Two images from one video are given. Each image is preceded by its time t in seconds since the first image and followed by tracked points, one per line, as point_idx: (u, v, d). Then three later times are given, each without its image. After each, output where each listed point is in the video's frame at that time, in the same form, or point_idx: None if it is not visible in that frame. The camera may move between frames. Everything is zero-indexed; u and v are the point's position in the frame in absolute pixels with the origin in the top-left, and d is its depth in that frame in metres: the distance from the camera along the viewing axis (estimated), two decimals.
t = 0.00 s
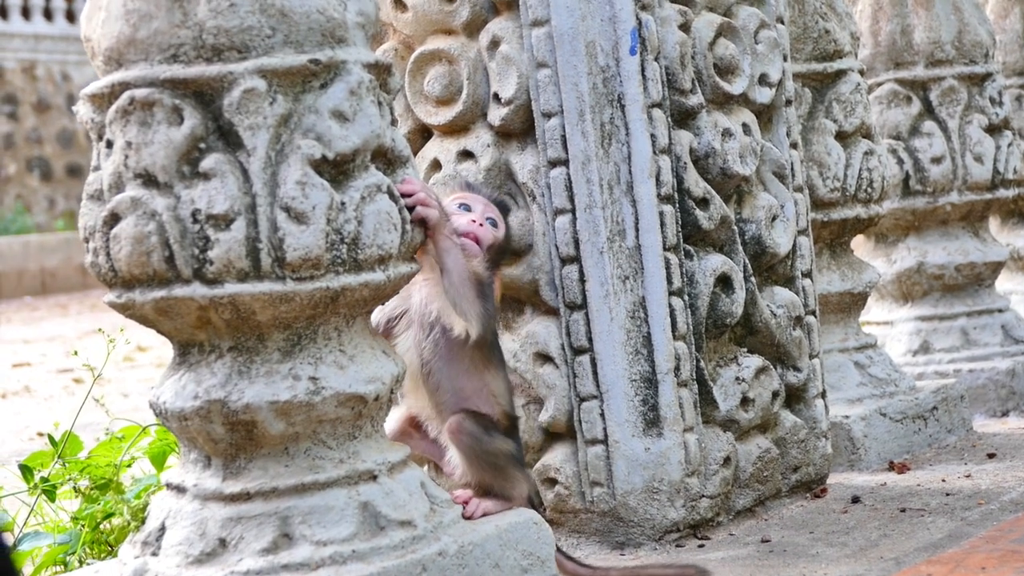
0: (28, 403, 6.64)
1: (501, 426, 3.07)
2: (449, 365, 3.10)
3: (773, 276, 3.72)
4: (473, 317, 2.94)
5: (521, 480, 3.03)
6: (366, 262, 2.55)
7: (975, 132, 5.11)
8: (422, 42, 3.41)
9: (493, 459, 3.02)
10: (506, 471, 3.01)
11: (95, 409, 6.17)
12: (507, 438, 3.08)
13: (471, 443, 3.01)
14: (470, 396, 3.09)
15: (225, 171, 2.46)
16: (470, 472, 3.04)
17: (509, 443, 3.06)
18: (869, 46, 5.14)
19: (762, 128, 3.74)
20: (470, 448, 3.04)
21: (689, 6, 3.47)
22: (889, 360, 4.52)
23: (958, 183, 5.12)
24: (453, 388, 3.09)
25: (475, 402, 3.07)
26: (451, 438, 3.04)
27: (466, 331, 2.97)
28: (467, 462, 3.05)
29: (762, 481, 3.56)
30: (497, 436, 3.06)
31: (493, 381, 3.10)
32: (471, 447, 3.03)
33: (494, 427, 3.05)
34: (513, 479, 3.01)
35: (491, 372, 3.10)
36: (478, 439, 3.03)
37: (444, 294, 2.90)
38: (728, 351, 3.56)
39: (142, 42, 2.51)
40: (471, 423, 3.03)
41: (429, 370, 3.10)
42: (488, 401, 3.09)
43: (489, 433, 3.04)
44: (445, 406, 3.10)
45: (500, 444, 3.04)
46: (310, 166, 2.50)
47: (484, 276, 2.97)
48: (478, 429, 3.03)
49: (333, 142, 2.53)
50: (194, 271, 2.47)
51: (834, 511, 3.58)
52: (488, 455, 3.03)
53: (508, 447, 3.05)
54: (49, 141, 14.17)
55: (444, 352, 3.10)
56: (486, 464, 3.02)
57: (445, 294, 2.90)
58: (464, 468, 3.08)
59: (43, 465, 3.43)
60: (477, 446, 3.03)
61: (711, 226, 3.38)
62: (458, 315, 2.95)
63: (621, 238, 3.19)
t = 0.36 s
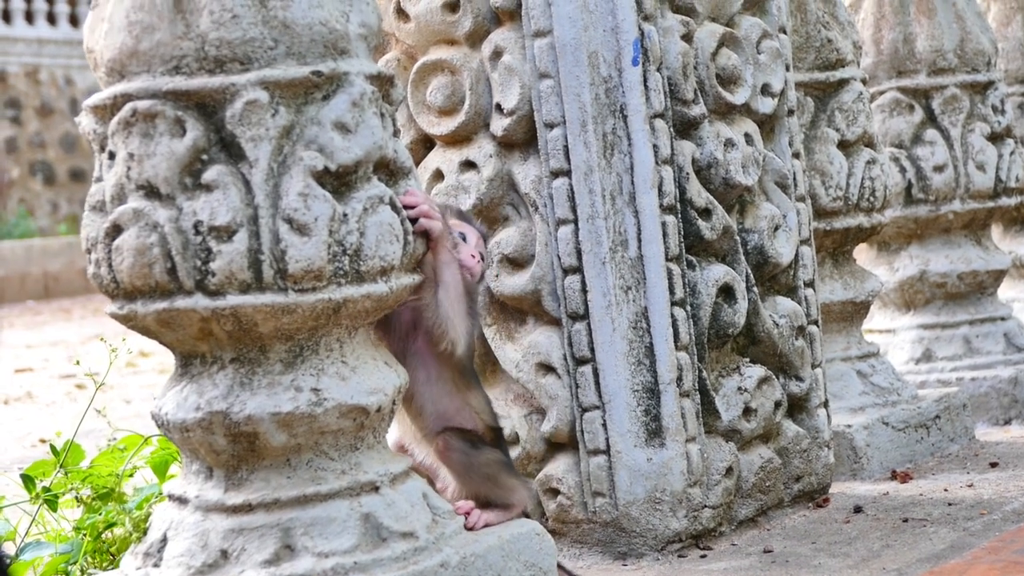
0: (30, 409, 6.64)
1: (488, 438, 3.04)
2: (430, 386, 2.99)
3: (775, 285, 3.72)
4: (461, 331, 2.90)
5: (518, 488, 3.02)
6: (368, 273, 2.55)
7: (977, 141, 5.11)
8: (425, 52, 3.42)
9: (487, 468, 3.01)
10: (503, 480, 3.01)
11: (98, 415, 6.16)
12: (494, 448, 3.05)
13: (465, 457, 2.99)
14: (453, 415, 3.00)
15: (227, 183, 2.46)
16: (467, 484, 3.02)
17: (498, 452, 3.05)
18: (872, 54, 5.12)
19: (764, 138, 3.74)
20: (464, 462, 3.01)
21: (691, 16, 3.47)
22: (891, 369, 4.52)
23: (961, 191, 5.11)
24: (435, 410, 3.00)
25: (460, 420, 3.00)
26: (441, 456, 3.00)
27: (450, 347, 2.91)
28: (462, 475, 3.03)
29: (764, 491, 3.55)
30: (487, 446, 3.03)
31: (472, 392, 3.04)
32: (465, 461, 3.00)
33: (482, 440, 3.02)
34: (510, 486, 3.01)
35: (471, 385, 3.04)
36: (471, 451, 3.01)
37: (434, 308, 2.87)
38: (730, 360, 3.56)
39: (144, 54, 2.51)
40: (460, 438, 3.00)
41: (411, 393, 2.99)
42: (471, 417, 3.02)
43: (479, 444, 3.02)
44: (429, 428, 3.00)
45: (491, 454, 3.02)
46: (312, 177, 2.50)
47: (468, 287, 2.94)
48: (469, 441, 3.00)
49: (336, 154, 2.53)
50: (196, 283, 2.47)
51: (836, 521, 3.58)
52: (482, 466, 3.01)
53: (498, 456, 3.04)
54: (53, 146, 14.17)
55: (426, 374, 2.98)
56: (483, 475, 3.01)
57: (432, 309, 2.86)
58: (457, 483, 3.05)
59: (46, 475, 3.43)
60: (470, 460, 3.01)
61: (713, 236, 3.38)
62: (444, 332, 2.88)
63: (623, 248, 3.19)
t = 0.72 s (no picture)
0: (32, 411, 6.64)
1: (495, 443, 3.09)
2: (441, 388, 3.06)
3: (777, 292, 3.72)
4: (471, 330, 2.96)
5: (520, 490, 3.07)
6: (371, 278, 2.55)
7: (980, 148, 5.11)
8: (428, 57, 3.43)
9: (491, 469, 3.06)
10: (505, 482, 3.06)
11: (99, 418, 6.15)
12: (498, 452, 3.11)
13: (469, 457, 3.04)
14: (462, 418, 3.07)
15: (231, 187, 2.46)
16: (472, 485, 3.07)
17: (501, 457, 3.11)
18: (875, 61, 5.14)
19: (767, 144, 3.74)
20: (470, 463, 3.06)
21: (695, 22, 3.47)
22: (893, 376, 4.52)
23: (963, 198, 5.12)
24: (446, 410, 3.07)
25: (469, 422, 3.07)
26: (447, 457, 3.05)
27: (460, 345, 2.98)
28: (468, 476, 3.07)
29: (766, 497, 3.55)
30: (492, 450, 3.10)
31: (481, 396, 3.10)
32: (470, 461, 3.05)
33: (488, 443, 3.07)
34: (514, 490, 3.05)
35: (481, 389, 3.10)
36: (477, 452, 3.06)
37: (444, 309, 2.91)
38: (732, 367, 3.57)
39: (149, 58, 2.52)
40: (466, 437, 3.06)
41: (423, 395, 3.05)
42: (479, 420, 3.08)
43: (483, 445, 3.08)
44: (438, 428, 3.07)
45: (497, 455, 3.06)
46: (316, 181, 2.50)
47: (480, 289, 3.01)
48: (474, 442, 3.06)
49: (339, 159, 2.53)
50: (199, 286, 2.47)
51: (838, 527, 3.58)
52: (485, 467, 3.06)
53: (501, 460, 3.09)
54: (55, 148, 14.19)
55: (436, 376, 3.05)
56: (486, 475, 3.06)
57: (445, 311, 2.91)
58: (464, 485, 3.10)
59: (47, 478, 3.46)
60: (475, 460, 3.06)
61: (716, 242, 3.38)
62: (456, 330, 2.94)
63: (626, 254, 3.20)
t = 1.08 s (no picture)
0: (35, 413, 6.65)
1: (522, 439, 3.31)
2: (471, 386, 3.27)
3: (783, 295, 3.72)
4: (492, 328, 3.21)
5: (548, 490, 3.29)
6: (377, 280, 2.55)
7: (986, 152, 5.11)
8: (434, 60, 3.43)
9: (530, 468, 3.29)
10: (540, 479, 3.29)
11: (103, 420, 6.16)
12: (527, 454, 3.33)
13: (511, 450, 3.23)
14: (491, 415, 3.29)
15: (237, 190, 2.46)
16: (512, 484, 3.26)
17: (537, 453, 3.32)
18: (881, 65, 5.14)
19: (773, 148, 3.74)
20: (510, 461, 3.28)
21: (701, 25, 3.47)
22: (898, 380, 4.52)
23: (968, 202, 5.11)
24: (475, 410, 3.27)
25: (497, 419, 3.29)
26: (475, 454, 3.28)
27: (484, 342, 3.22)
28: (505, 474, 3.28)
29: (771, 501, 3.55)
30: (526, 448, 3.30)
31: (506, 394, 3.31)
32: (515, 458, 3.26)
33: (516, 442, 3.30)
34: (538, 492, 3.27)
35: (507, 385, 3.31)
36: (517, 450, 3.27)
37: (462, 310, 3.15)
38: (737, 370, 3.56)
39: (155, 60, 2.52)
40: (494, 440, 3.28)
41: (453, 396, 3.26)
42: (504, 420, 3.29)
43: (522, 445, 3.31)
44: (476, 427, 3.27)
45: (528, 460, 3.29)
46: (322, 184, 2.50)
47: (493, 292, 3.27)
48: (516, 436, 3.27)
49: (346, 161, 2.53)
50: (205, 289, 2.47)
51: (843, 531, 3.57)
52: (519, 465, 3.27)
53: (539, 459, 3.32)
54: (59, 151, 14.22)
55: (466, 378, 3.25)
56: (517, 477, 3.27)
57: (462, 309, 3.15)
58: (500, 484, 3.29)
59: (53, 479, 3.46)
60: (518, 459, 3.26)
61: (722, 245, 3.38)
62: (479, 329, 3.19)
63: (631, 257, 3.20)
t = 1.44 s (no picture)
0: (40, 415, 6.65)
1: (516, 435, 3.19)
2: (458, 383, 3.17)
3: (787, 298, 3.72)
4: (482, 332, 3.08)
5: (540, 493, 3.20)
6: (381, 283, 2.55)
7: (990, 154, 5.10)
8: (438, 63, 3.43)
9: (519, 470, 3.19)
10: (530, 483, 3.19)
11: (107, 422, 6.16)
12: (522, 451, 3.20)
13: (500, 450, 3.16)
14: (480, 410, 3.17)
15: (241, 193, 2.47)
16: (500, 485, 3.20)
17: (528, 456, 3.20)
18: (885, 67, 5.14)
19: (777, 151, 3.74)
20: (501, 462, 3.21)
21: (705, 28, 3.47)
22: (902, 383, 4.51)
23: (972, 205, 5.11)
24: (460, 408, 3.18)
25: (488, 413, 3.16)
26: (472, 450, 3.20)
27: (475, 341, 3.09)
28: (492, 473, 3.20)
29: (775, 503, 3.55)
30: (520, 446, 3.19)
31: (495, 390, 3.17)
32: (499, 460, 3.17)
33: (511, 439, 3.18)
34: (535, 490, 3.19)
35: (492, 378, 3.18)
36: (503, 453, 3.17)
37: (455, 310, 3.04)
38: (741, 373, 3.56)
39: (160, 63, 2.52)
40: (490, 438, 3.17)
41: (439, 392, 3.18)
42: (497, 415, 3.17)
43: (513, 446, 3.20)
44: (464, 424, 3.19)
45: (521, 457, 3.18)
46: (326, 187, 2.50)
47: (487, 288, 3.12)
48: (501, 438, 3.16)
49: (350, 164, 2.53)
50: (209, 291, 2.47)
51: (847, 534, 3.57)
52: (513, 466, 3.18)
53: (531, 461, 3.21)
54: (63, 152, 14.23)
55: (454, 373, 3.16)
56: (513, 476, 3.18)
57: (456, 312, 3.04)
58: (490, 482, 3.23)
59: (57, 481, 3.44)
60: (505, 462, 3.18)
61: (725, 248, 3.38)
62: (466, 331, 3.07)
63: (635, 260, 3.20)
